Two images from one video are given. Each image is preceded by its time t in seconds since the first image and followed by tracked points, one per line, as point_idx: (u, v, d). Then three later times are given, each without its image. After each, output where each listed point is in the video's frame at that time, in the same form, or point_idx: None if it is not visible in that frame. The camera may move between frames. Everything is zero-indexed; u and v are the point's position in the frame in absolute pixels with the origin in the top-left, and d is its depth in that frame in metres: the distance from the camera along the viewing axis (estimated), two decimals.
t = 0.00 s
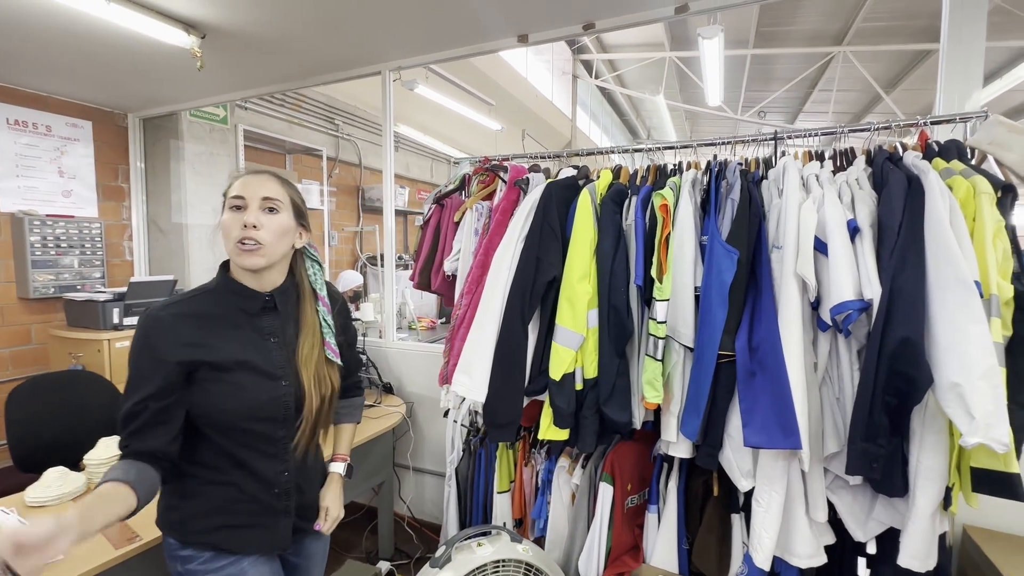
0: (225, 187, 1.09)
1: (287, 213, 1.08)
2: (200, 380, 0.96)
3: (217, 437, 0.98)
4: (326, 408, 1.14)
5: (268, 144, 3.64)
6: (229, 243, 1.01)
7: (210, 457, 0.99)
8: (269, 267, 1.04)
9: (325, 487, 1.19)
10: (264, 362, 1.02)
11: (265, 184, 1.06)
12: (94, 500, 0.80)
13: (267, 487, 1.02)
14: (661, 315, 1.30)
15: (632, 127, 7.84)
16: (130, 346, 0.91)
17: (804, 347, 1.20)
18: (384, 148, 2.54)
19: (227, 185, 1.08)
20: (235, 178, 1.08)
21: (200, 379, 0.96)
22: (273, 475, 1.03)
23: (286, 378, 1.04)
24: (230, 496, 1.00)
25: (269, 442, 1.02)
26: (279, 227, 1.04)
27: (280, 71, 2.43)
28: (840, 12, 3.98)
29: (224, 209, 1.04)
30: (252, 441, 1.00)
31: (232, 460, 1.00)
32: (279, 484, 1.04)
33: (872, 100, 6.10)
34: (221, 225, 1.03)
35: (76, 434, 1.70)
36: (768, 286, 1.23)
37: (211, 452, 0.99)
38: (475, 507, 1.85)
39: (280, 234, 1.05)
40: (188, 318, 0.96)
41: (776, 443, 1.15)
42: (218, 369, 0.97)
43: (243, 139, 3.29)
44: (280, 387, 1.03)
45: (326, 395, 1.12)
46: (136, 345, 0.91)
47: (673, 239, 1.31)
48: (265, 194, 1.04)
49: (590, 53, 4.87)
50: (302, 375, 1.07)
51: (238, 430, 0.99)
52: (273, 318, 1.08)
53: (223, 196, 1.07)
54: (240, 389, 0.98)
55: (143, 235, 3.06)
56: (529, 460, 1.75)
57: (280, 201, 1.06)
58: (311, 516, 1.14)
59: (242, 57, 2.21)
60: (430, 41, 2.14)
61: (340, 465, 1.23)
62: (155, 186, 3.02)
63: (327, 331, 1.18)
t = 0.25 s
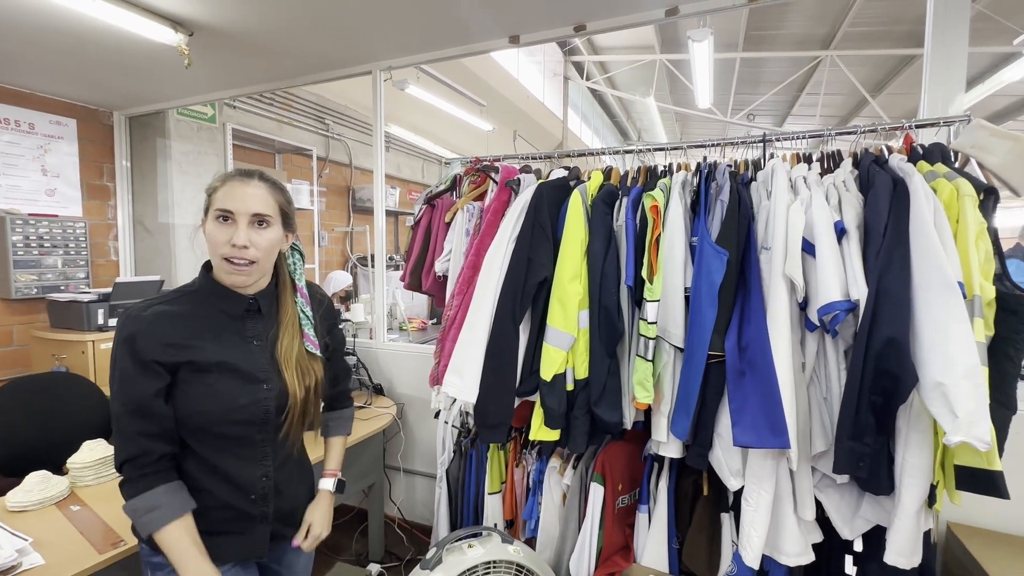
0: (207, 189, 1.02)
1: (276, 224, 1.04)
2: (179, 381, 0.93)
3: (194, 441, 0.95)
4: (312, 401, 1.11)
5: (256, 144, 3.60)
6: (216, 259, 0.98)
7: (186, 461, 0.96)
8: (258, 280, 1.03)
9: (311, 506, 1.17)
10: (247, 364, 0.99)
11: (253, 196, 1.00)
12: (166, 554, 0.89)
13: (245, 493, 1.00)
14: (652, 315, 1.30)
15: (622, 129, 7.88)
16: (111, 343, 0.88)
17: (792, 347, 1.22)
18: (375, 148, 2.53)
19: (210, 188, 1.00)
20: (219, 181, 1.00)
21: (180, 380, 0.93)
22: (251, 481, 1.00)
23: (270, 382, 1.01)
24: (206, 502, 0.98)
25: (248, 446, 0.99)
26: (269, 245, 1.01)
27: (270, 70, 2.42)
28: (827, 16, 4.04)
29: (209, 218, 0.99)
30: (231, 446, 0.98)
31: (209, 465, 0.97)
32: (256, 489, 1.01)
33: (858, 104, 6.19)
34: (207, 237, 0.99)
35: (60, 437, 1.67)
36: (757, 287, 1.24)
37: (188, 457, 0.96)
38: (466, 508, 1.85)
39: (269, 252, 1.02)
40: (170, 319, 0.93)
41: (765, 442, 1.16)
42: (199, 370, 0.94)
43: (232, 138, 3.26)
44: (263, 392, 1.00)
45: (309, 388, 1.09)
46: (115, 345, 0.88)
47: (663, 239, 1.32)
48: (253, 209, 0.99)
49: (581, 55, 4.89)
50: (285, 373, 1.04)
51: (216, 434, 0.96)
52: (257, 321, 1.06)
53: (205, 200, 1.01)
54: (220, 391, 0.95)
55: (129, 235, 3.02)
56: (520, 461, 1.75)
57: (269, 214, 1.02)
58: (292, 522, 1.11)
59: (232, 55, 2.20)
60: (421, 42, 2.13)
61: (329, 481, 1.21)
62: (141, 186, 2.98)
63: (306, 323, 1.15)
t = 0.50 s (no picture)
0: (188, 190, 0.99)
1: (263, 226, 1.02)
2: (168, 386, 0.91)
3: (181, 444, 0.94)
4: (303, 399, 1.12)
5: (247, 143, 3.57)
6: (204, 264, 0.97)
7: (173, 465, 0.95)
8: (249, 282, 1.03)
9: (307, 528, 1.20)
10: (237, 367, 0.98)
11: (237, 198, 0.97)
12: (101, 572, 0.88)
13: (232, 495, 0.99)
14: (643, 316, 1.31)
15: (614, 130, 7.91)
16: (96, 344, 0.86)
17: (780, 348, 1.23)
18: (367, 148, 2.52)
19: (192, 192, 0.98)
20: (200, 184, 0.98)
21: (169, 384, 0.91)
22: (239, 483, 0.99)
23: (261, 385, 1.00)
24: (190, 507, 0.96)
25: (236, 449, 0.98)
26: (258, 249, 1.00)
27: (261, 69, 2.40)
28: (815, 20, 4.09)
29: (194, 223, 0.97)
30: (221, 450, 0.97)
31: (198, 469, 0.96)
32: (244, 491, 1.00)
33: (847, 107, 6.26)
34: (194, 242, 0.97)
35: (46, 439, 1.64)
36: (746, 288, 1.26)
37: (175, 460, 0.95)
38: (458, 509, 1.85)
39: (258, 255, 1.01)
40: (158, 322, 0.91)
41: (754, 441, 1.17)
42: (188, 374, 0.92)
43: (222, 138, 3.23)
44: (254, 396, 0.99)
45: (301, 385, 1.10)
46: (101, 349, 0.86)
47: (654, 241, 1.33)
48: (239, 212, 0.97)
49: (574, 56, 4.90)
50: (275, 373, 1.04)
51: (204, 438, 0.95)
52: (247, 324, 1.05)
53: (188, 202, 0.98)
54: (210, 395, 0.94)
55: (117, 235, 2.98)
56: (512, 462, 1.75)
57: (255, 217, 1.00)
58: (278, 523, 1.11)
59: (223, 54, 2.18)
60: (414, 42, 2.13)
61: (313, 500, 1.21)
62: (130, 185, 2.95)
63: (295, 321, 1.13)
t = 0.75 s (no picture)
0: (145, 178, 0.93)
1: (230, 214, 0.97)
2: (123, 393, 0.85)
3: (136, 454, 0.88)
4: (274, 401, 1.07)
5: (227, 141, 3.51)
6: (166, 255, 0.90)
7: (126, 478, 0.89)
8: (214, 276, 0.97)
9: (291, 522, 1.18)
10: (202, 372, 0.92)
11: (203, 184, 0.93)
12: None
13: (192, 508, 0.94)
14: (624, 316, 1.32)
15: (600, 131, 7.96)
16: (36, 349, 0.79)
17: (759, 347, 1.24)
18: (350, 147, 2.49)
19: (150, 179, 0.92)
20: (159, 171, 0.92)
21: (123, 392, 0.85)
22: (200, 495, 0.95)
23: (227, 391, 0.95)
24: (144, 521, 0.91)
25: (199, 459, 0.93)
26: (225, 238, 0.95)
27: (241, 66, 2.36)
28: (796, 26, 4.16)
29: (154, 212, 0.91)
30: (180, 461, 0.91)
31: (153, 481, 0.90)
32: (204, 504, 0.96)
33: (827, 111, 6.38)
34: (154, 232, 0.91)
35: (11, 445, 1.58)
36: (726, 288, 1.27)
37: (127, 473, 0.90)
38: (440, 511, 1.83)
39: (225, 244, 0.96)
40: (112, 324, 0.84)
41: (734, 440, 1.18)
42: (146, 380, 0.86)
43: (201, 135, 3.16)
44: (220, 402, 0.94)
45: (273, 389, 1.06)
46: (45, 354, 0.79)
47: (636, 241, 1.34)
48: (204, 199, 0.93)
49: (560, 57, 4.92)
50: (243, 375, 0.99)
51: (163, 448, 0.89)
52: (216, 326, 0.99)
53: (145, 191, 0.92)
54: (170, 403, 0.88)
55: (92, 234, 2.90)
56: (495, 462, 1.74)
57: (222, 204, 0.95)
58: (238, 533, 1.07)
59: (201, 49, 2.13)
60: (398, 40, 2.11)
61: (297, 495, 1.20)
62: (105, 182, 2.87)
63: (263, 322, 1.09)
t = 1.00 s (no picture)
0: (104, 167, 0.88)
1: (198, 207, 0.94)
2: (67, 400, 0.80)
3: (80, 469, 0.82)
4: (240, 408, 1.01)
5: (213, 139, 3.47)
6: (130, 251, 0.86)
7: (70, 495, 0.83)
8: (180, 272, 0.93)
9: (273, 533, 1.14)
10: (157, 380, 0.87)
11: (170, 174, 0.89)
12: None
13: (143, 529, 0.88)
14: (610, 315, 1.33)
15: (591, 132, 7.99)
16: None
17: (743, 346, 1.26)
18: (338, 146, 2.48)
19: (110, 167, 0.87)
20: (120, 158, 0.87)
21: (66, 398, 0.80)
22: (153, 515, 0.88)
23: (184, 399, 0.91)
24: (94, 541, 0.85)
25: (150, 475, 0.87)
26: (195, 232, 0.91)
27: (228, 63, 2.34)
28: (782, 29, 4.22)
29: (115, 203, 0.86)
30: (131, 475, 0.86)
31: (98, 497, 0.84)
32: (158, 524, 0.90)
33: (814, 114, 6.47)
34: (115, 225, 0.86)
35: None
36: (710, 288, 1.28)
37: (73, 490, 0.84)
38: (429, 510, 1.83)
39: (193, 238, 0.92)
40: (56, 324, 0.80)
41: (717, 437, 1.20)
42: (93, 386, 0.82)
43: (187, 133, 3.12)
44: (176, 410, 0.89)
45: (237, 397, 0.99)
46: None
47: (622, 241, 1.35)
48: (172, 190, 0.89)
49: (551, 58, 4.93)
50: (205, 380, 0.94)
51: (111, 460, 0.83)
52: (177, 328, 0.94)
53: (104, 180, 0.87)
54: (119, 411, 0.83)
55: (75, 234, 2.84)
56: (484, 461, 1.75)
57: (190, 196, 0.92)
58: (200, 556, 1.00)
59: (186, 46, 2.11)
60: (387, 39, 2.11)
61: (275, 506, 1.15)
62: (88, 180, 2.83)
63: (230, 320, 1.02)
